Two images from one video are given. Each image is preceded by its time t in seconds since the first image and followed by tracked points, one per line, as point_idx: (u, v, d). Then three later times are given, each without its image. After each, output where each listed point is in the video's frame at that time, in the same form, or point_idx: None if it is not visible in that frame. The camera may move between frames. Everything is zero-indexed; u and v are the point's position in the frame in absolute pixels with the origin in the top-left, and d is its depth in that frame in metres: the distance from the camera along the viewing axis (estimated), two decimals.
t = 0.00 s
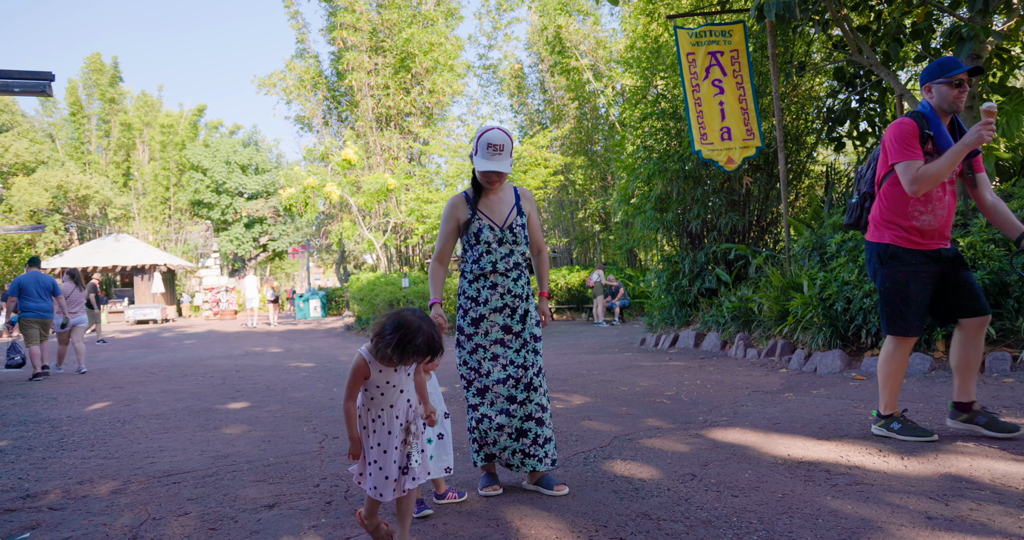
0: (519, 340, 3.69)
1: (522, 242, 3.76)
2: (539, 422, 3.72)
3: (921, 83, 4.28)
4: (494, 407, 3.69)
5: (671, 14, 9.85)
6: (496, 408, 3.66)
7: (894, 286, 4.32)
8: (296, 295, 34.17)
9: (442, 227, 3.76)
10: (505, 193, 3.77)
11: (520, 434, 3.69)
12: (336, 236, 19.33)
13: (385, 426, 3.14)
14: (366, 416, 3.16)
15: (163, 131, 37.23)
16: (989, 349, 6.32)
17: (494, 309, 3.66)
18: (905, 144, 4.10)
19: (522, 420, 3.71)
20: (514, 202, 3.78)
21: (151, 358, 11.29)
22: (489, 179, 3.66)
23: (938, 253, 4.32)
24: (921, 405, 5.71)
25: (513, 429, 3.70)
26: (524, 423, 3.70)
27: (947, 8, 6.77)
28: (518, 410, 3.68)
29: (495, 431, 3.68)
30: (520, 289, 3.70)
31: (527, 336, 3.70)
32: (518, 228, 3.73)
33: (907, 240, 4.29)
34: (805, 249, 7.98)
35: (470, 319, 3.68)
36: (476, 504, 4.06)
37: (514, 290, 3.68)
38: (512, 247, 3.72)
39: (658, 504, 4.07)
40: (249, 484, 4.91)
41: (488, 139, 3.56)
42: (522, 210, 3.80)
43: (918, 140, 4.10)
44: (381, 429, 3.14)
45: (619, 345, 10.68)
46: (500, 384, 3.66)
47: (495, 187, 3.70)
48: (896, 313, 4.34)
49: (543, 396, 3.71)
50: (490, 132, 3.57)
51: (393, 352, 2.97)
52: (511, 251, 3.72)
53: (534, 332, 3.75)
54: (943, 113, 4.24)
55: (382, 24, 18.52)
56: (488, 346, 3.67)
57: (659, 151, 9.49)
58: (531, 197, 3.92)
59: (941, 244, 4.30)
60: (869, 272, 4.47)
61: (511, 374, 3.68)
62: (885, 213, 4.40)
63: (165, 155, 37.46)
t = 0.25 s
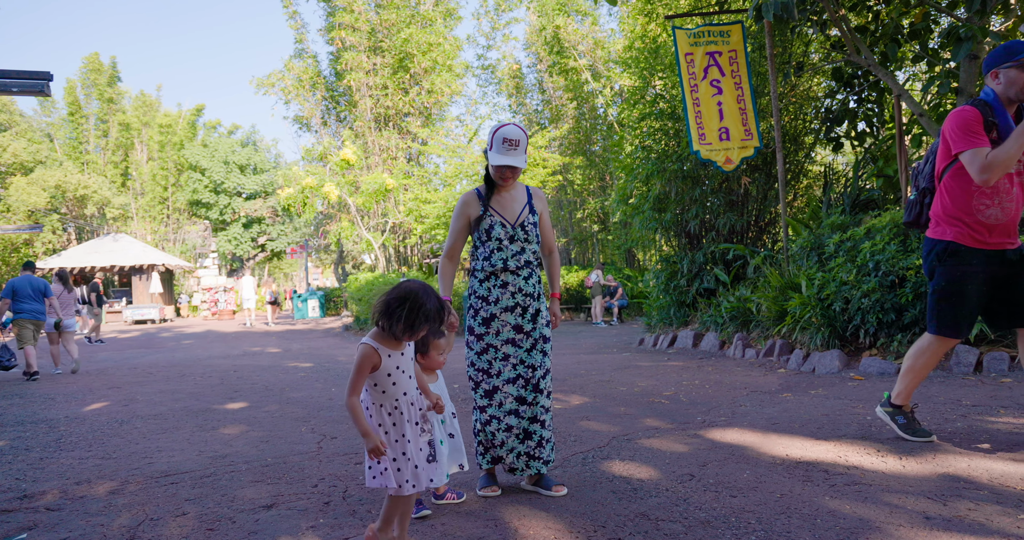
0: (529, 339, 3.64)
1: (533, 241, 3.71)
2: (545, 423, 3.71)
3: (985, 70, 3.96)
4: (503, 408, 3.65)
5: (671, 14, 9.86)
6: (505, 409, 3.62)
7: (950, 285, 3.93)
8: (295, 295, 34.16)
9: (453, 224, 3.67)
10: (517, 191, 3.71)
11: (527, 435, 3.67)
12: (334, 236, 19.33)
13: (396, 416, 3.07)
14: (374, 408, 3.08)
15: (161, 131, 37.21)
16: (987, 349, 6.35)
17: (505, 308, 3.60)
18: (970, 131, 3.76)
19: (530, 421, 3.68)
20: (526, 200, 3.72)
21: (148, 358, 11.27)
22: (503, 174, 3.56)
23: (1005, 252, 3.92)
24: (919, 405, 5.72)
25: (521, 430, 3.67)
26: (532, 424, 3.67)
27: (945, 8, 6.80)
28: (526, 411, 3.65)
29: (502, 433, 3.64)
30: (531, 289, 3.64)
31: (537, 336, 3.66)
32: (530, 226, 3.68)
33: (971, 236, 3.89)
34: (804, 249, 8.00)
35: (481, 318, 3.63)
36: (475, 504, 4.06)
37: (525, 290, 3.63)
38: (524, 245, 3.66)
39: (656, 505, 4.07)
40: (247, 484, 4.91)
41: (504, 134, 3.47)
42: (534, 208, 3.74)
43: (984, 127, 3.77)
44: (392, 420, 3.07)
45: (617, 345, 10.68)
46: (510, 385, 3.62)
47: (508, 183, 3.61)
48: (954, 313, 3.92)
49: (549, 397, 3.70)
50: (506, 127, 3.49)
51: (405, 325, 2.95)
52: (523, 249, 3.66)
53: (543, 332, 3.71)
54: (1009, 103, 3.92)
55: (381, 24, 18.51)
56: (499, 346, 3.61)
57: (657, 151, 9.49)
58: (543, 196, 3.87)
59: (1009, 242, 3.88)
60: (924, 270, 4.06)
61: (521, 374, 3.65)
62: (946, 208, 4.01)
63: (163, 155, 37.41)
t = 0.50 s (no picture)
0: (536, 341, 3.60)
1: (543, 241, 3.67)
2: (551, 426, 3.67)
3: None
4: (510, 411, 3.61)
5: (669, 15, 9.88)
6: (512, 413, 3.59)
7: None
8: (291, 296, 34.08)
9: (462, 224, 3.64)
10: (527, 191, 3.68)
11: (532, 438, 3.64)
12: (332, 236, 19.31)
13: (404, 416, 2.99)
14: (380, 413, 2.98)
15: (158, 130, 37.10)
16: (983, 348, 6.32)
17: (512, 309, 3.57)
18: None
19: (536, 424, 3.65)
20: (536, 200, 3.70)
21: (145, 358, 11.24)
22: (515, 171, 3.54)
23: None
24: (916, 405, 5.74)
25: (527, 434, 3.64)
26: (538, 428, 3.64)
27: (941, 9, 6.81)
28: (533, 413, 3.61)
29: (509, 436, 3.62)
30: (538, 289, 3.61)
31: (545, 337, 3.63)
32: (539, 226, 3.64)
33: None
34: (801, 250, 7.95)
35: (489, 319, 3.61)
36: (473, 505, 4.06)
37: (532, 290, 3.60)
38: (532, 245, 3.63)
39: (654, 505, 4.07)
40: (244, 485, 4.90)
41: (516, 131, 3.46)
42: (544, 208, 3.72)
43: None
44: (401, 420, 2.98)
45: (615, 345, 10.69)
46: (517, 387, 3.59)
47: (520, 180, 3.58)
48: None
49: (555, 400, 3.66)
50: (520, 123, 3.47)
51: (401, 311, 2.93)
52: (531, 249, 3.63)
53: (551, 333, 3.67)
54: None
55: (379, 24, 18.50)
56: (506, 347, 3.58)
57: (655, 152, 9.49)
58: (554, 196, 3.85)
59: None
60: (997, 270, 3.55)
61: (528, 376, 3.61)
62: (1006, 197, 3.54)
63: (160, 155, 37.30)
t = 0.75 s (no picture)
0: (542, 342, 3.58)
1: (547, 241, 3.65)
2: (556, 428, 3.63)
3: None
4: (518, 412, 3.52)
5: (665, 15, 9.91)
6: (523, 412, 3.49)
7: None
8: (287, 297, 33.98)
9: (468, 224, 3.60)
10: (534, 190, 3.65)
11: (540, 440, 3.57)
12: (330, 237, 19.28)
13: (402, 415, 2.97)
14: (377, 411, 2.95)
15: (155, 131, 36.99)
16: (979, 349, 6.35)
17: (518, 309, 3.55)
18: None
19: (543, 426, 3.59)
20: (542, 199, 3.67)
21: (141, 359, 11.19)
22: (520, 171, 3.54)
23: None
24: (912, 406, 5.76)
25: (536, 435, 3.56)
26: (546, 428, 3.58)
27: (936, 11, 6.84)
28: (542, 414, 3.55)
29: (518, 437, 3.51)
30: (543, 290, 3.59)
31: (549, 339, 3.62)
32: (544, 226, 3.61)
33: None
34: (798, 250, 7.96)
35: (495, 318, 3.56)
36: (471, 505, 4.06)
37: (537, 291, 3.58)
38: (537, 246, 3.60)
39: (652, 505, 4.08)
40: (241, 487, 4.88)
41: (521, 129, 3.45)
42: (549, 208, 3.69)
43: None
44: (399, 419, 2.96)
45: (613, 345, 10.70)
46: (527, 386, 3.50)
47: (526, 179, 3.58)
48: None
49: (560, 402, 3.63)
50: (525, 121, 3.47)
51: (394, 297, 2.94)
52: (536, 250, 3.60)
53: (555, 335, 3.66)
54: None
55: (377, 25, 18.49)
56: (513, 347, 3.53)
57: (653, 152, 9.50)
58: (560, 195, 3.81)
59: None
60: None
61: (535, 376, 3.55)
62: None
63: (156, 155, 37.18)
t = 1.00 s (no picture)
0: (545, 346, 3.58)
1: (550, 242, 3.64)
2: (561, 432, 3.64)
3: None
4: (522, 417, 3.52)
5: (662, 17, 9.94)
6: (527, 417, 3.49)
7: None
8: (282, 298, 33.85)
9: (469, 226, 3.59)
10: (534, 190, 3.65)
11: (545, 445, 3.58)
12: (326, 238, 19.21)
13: (398, 417, 2.94)
14: (373, 413, 2.91)
15: (149, 131, 36.82)
16: (972, 349, 6.40)
17: (520, 312, 3.55)
18: None
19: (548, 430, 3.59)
20: (544, 199, 3.66)
21: (136, 361, 11.12)
22: (520, 171, 3.54)
23: None
24: (907, 406, 5.79)
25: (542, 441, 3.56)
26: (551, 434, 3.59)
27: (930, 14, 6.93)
28: (547, 420, 3.55)
29: (523, 442, 3.53)
30: (546, 293, 3.60)
31: (552, 342, 3.61)
32: (546, 226, 3.61)
33: None
34: (793, 251, 7.99)
35: (497, 322, 3.56)
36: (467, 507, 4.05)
37: (539, 294, 3.58)
38: (540, 246, 3.60)
39: (648, 506, 4.09)
40: (236, 489, 4.86)
41: (520, 128, 3.45)
42: (551, 207, 3.68)
43: None
44: (394, 421, 2.93)
45: (610, 346, 10.71)
46: (530, 391, 3.51)
47: (525, 179, 3.58)
48: None
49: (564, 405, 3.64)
50: (522, 120, 3.47)
51: (392, 296, 2.93)
52: (539, 251, 3.60)
53: (558, 338, 3.65)
54: None
55: (373, 26, 18.48)
56: (516, 351, 3.53)
57: (649, 153, 9.52)
58: (562, 194, 3.80)
59: None
60: None
61: (539, 381, 3.56)
62: None
63: (150, 156, 37.02)
